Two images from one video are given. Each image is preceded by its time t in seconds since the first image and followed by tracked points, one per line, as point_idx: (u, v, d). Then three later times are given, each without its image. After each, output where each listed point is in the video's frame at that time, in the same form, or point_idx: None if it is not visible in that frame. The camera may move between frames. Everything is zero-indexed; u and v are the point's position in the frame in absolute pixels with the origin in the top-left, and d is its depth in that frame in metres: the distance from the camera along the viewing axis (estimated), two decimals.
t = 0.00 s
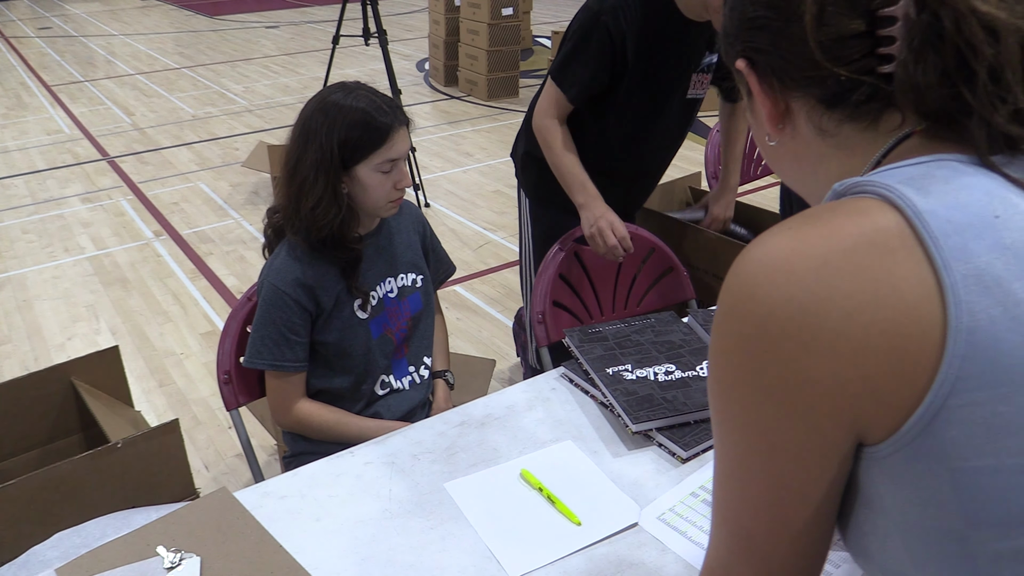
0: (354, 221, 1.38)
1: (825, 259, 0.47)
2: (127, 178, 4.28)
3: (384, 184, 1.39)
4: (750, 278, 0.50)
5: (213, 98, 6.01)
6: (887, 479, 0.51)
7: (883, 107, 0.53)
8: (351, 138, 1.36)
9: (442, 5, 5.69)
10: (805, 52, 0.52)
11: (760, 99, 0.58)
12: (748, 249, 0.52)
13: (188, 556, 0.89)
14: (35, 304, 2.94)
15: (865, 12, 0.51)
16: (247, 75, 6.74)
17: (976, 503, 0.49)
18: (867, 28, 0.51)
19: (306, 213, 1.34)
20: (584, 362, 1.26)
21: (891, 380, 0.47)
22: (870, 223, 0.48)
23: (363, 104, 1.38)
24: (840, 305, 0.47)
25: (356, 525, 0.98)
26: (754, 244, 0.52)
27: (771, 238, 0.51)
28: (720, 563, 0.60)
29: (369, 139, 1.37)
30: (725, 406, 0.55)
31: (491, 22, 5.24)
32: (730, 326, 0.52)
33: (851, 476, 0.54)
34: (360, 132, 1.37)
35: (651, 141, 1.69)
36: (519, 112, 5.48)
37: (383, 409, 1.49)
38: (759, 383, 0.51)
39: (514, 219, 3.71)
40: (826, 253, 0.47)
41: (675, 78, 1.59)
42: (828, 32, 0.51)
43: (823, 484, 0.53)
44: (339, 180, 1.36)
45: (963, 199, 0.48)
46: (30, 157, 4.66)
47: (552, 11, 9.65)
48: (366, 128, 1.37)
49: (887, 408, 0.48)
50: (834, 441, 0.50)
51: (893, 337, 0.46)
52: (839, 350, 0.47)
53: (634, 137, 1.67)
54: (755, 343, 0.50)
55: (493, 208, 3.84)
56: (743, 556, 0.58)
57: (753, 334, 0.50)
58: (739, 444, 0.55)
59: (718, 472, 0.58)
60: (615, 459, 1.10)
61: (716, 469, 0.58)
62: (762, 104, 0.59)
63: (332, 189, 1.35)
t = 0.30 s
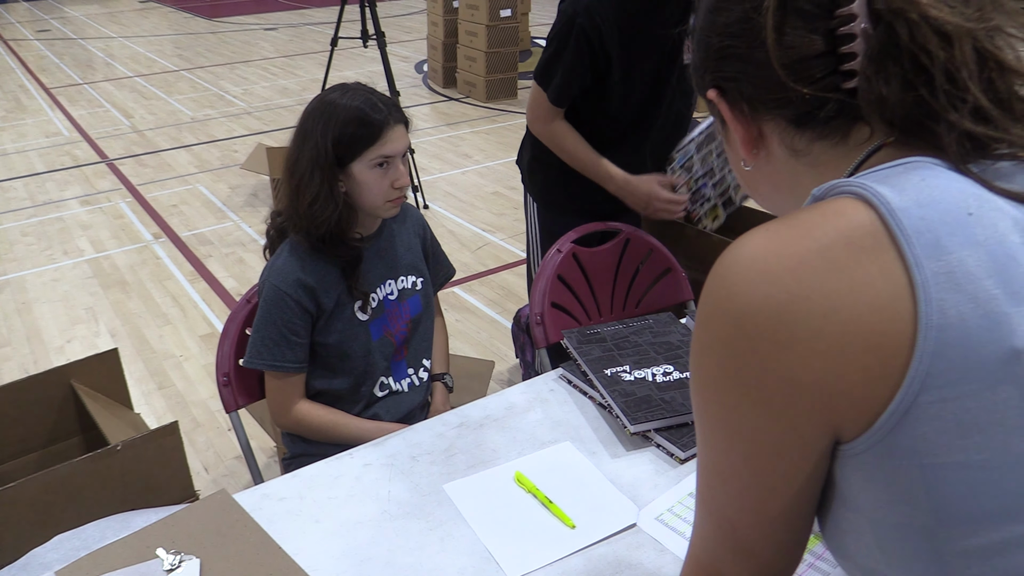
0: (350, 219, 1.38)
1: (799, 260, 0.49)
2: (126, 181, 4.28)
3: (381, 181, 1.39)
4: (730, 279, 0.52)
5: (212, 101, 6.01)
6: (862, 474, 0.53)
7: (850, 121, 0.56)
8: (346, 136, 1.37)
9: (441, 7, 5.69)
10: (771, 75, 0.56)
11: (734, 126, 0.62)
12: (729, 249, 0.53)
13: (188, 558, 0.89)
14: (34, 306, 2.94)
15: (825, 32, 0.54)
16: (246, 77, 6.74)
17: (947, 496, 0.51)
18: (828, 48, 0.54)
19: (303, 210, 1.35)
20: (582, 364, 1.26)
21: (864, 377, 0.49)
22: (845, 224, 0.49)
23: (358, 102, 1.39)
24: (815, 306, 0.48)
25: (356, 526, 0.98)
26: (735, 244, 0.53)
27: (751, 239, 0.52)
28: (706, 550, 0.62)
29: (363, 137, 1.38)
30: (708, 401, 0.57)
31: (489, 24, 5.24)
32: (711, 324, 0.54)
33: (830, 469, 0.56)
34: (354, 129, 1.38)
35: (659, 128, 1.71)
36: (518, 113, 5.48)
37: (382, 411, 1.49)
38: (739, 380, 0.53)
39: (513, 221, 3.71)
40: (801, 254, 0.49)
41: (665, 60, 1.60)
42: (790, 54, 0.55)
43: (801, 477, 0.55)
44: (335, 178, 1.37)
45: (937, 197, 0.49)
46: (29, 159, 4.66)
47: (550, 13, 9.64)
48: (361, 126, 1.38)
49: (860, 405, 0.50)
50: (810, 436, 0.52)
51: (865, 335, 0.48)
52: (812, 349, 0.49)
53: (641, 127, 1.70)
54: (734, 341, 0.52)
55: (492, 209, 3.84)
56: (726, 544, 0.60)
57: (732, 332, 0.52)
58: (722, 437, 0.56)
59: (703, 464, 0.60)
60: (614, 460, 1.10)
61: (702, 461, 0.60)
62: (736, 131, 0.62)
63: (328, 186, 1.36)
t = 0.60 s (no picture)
0: (341, 219, 1.39)
1: (769, 262, 0.49)
2: (123, 186, 4.28)
3: (372, 181, 1.39)
4: (702, 280, 0.53)
5: (209, 105, 6.01)
6: (838, 473, 0.53)
7: (820, 131, 0.58)
8: (336, 135, 1.38)
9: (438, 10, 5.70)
10: (741, 88, 0.58)
11: (709, 141, 0.63)
12: (703, 250, 0.54)
13: (185, 562, 0.89)
14: (31, 311, 2.94)
15: (795, 44, 0.56)
16: (243, 81, 6.74)
17: (920, 495, 0.51)
18: (797, 60, 0.56)
19: (294, 208, 1.38)
20: (579, 366, 1.26)
21: (835, 378, 0.49)
22: (815, 226, 0.50)
23: (348, 102, 1.40)
24: (784, 307, 0.49)
25: (354, 530, 0.98)
26: (708, 245, 0.54)
27: (723, 240, 0.53)
28: (690, 548, 0.63)
29: (353, 137, 1.39)
30: (685, 401, 0.57)
31: (486, 27, 5.26)
32: (686, 325, 0.55)
33: (808, 468, 0.57)
34: (345, 128, 1.38)
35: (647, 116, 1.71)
36: (515, 117, 5.49)
37: (379, 415, 1.49)
38: (714, 379, 0.54)
39: (510, 224, 3.71)
40: (770, 256, 0.50)
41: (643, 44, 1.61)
42: (761, 68, 0.57)
43: (778, 475, 0.55)
44: (327, 177, 1.39)
45: (906, 201, 0.50)
46: (26, 165, 4.66)
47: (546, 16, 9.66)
48: (351, 125, 1.39)
49: (831, 405, 0.50)
50: (783, 435, 0.53)
51: (835, 337, 0.48)
52: (783, 350, 0.49)
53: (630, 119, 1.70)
54: (707, 341, 0.53)
55: (489, 213, 3.85)
56: (709, 543, 0.61)
57: (705, 333, 0.53)
58: (700, 436, 0.57)
59: (684, 461, 0.60)
60: (611, 464, 1.11)
61: (682, 458, 0.61)
62: (711, 146, 0.64)
63: (318, 185, 1.38)
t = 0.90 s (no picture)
0: (340, 223, 1.39)
1: (775, 272, 0.50)
2: (123, 187, 4.28)
3: (371, 186, 1.40)
4: (707, 289, 0.53)
5: (209, 107, 6.02)
6: (843, 482, 0.54)
7: (811, 140, 0.58)
8: (335, 139, 1.38)
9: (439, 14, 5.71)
10: (731, 102, 0.59)
11: (703, 157, 0.65)
12: (707, 259, 0.54)
13: (184, 565, 0.89)
14: (30, 312, 2.93)
15: (780, 57, 0.57)
16: (244, 84, 6.75)
17: (927, 505, 0.51)
18: (783, 73, 0.57)
19: (292, 213, 1.37)
20: (579, 370, 1.26)
21: (842, 389, 0.49)
22: (820, 236, 0.50)
23: (348, 106, 1.40)
24: (791, 317, 0.49)
25: (354, 533, 0.98)
26: (712, 254, 0.54)
27: (727, 249, 0.53)
28: (692, 557, 0.63)
29: (353, 141, 1.39)
30: (689, 410, 0.58)
31: (487, 32, 5.27)
32: (690, 334, 0.55)
33: (813, 478, 0.57)
34: (344, 133, 1.38)
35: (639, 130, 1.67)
36: (515, 121, 5.50)
37: (377, 419, 1.49)
38: (720, 389, 0.54)
39: (510, 228, 3.72)
40: (776, 266, 0.50)
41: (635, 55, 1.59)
42: (748, 82, 0.58)
43: (783, 485, 0.56)
44: (325, 182, 1.38)
45: (907, 211, 0.51)
46: (26, 165, 4.66)
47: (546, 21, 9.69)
48: (351, 129, 1.39)
49: (837, 415, 0.50)
50: (789, 445, 0.53)
51: (843, 347, 0.48)
52: (790, 360, 0.49)
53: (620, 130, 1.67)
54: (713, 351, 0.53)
55: (489, 217, 3.85)
56: (711, 552, 0.61)
57: (710, 342, 0.53)
58: (704, 445, 0.57)
59: (687, 470, 0.60)
60: (611, 469, 1.11)
61: (685, 467, 0.61)
62: (705, 163, 0.66)
63: (316, 190, 1.37)
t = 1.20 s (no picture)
0: (343, 229, 1.39)
1: (779, 274, 0.49)
2: (122, 190, 4.28)
3: (374, 193, 1.40)
4: (710, 292, 0.52)
5: (208, 111, 6.02)
6: (846, 488, 0.53)
7: (806, 150, 0.57)
8: (341, 147, 1.38)
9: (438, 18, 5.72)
10: (726, 117, 0.59)
11: (703, 174, 0.65)
12: (710, 263, 0.54)
13: (182, 571, 0.89)
14: (28, 316, 2.93)
15: (771, 71, 0.57)
16: (243, 87, 6.75)
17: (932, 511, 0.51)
18: (774, 87, 0.57)
19: (296, 220, 1.36)
20: (578, 370, 1.25)
21: (846, 393, 0.49)
22: (824, 239, 0.50)
23: (353, 113, 1.39)
24: (795, 320, 0.49)
25: (353, 539, 0.98)
26: (716, 257, 0.54)
27: (731, 253, 0.53)
28: (692, 563, 0.62)
29: (358, 148, 1.38)
30: (691, 414, 0.57)
31: (486, 36, 5.27)
32: (692, 338, 0.54)
33: (815, 484, 0.56)
34: (350, 140, 1.38)
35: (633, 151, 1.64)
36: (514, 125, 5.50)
37: (377, 424, 1.49)
38: (723, 392, 0.53)
39: (509, 232, 3.71)
40: (780, 268, 0.50)
41: (632, 76, 1.55)
42: (741, 98, 0.58)
43: (786, 490, 0.55)
44: (329, 190, 1.37)
45: (909, 214, 0.50)
46: (25, 169, 4.66)
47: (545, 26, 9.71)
48: (356, 136, 1.38)
49: (841, 420, 0.50)
50: (792, 449, 0.52)
51: (848, 350, 0.48)
52: (794, 363, 0.49)
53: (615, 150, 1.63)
54: (717, 354, 0.52)
55: (488, 220, 3.85)
56: (713, 558, 0.61)
57: (714, 346, 0.52)
58: (707, 449, 0.57)
59: (689, 475, 0.60)
60: (612, 473, 1.10)
61: (686, 472, 0.60)
62: (705, 179, 0.65)
63: (323, 198, 1.36)
